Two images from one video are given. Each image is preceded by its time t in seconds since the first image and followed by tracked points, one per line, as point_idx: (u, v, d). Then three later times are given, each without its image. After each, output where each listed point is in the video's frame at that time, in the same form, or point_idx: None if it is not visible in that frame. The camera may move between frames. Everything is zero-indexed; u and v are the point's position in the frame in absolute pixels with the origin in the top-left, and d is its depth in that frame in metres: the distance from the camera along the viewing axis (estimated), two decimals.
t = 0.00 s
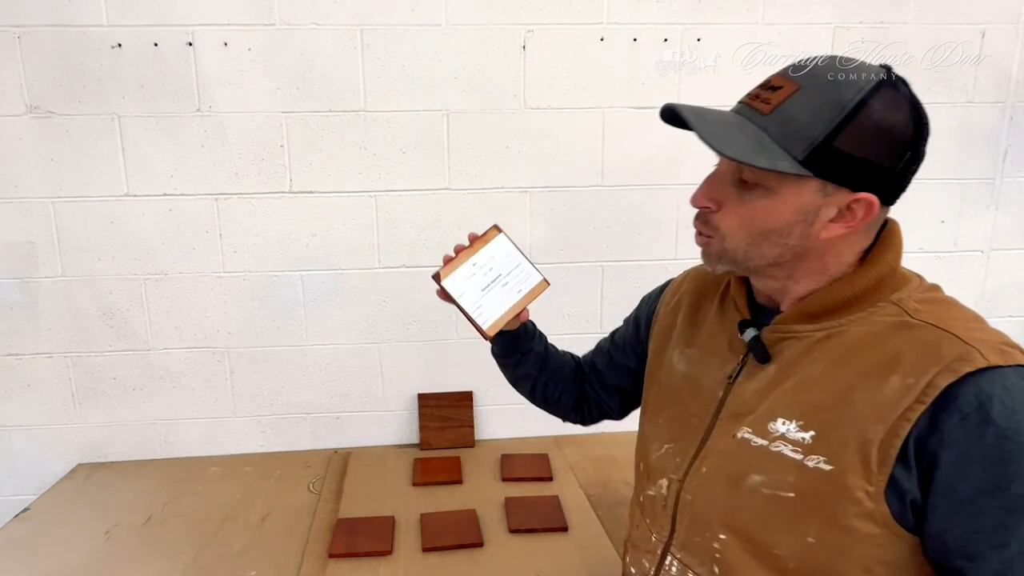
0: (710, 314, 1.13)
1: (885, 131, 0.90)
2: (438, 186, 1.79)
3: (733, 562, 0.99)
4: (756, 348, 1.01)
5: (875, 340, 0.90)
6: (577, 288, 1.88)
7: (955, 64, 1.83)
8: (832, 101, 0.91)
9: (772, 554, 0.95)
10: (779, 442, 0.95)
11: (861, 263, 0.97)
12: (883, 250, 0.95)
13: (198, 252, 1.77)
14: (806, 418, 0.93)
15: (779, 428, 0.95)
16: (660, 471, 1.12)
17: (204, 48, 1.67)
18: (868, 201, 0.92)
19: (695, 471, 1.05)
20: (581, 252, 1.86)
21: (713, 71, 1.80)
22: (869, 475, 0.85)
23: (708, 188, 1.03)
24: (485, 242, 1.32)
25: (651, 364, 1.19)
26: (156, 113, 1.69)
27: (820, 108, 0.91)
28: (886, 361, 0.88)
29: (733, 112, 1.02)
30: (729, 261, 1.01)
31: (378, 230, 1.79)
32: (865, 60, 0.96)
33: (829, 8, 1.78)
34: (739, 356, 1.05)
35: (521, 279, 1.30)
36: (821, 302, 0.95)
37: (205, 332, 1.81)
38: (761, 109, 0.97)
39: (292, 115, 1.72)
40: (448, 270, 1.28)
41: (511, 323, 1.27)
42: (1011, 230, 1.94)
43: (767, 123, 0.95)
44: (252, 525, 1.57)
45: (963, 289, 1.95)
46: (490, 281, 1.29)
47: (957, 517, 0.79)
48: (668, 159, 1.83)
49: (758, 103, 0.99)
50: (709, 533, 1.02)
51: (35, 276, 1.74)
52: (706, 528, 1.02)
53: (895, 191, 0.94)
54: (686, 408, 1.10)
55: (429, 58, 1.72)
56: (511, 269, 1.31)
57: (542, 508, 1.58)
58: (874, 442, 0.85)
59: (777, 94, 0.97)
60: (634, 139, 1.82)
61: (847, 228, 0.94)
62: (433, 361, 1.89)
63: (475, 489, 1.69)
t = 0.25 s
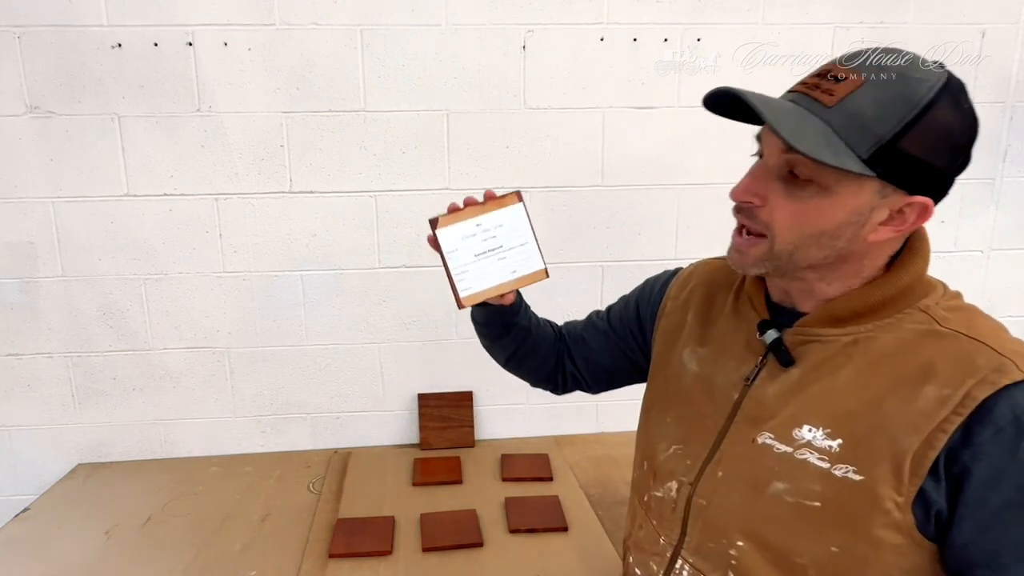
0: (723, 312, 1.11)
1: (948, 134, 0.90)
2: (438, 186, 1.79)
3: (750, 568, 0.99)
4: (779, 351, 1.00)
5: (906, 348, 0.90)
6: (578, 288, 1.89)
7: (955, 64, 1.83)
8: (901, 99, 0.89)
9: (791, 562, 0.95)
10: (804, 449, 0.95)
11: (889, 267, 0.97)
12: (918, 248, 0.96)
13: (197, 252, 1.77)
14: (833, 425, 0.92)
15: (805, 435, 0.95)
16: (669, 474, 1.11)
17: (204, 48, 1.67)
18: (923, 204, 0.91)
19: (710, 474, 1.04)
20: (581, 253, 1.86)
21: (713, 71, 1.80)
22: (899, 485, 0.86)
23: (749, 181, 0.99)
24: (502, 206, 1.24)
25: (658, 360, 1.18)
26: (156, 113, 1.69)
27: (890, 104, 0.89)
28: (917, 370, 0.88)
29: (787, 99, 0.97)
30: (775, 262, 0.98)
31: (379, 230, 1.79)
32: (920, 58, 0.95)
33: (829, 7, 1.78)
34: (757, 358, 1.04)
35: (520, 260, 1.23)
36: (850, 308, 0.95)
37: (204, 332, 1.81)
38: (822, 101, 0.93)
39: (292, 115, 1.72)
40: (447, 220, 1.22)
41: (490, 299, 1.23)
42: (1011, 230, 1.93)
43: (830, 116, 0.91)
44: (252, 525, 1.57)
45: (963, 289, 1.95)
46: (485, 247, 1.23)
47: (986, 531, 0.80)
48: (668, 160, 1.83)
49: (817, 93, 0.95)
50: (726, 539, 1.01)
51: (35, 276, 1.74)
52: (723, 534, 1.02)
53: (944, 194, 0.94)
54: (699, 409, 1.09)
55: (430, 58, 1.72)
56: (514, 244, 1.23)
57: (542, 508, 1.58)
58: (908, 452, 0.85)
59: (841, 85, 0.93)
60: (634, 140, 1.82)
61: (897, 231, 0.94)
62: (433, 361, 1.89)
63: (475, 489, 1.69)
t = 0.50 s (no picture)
0: (734, 313, 1.11)
1: (998, 148, 0.90)
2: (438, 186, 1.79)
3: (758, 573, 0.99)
4: (796, 355, 0.99)
5: (926, 357, 0.91)
6: (579, 289, 1.89)
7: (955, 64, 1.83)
8: (960, 110, 0.88)
9: (802, 567, 0.95)
10: (820, 456, 0.94)
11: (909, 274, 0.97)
12: (941, 255, 0.96)
13: (197, 252, 1.77)
14: (851, 433, 0.92)
15: (821, 441, 0.95)
16: (675, 475, 1.09)
17: (204, 48, 1.67)
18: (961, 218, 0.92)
19: (719, 477, 1.03)
20: (582, 253, 1.86)
21: (713, 71, 1.79)
22: (916, 494, 0.87)
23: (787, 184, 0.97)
24: (508, 192, 1.22)
25: (664, 358, 1.17)
26: (156, 113, 1.69)
27: (949, 113, 0.88)
28: (938, 380, 0.89)
29: (840, 100, 0.95)
30: (810, 270, 0.97)
31: (379, 230, 1.79)
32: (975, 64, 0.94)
33: (829, 7, 1.78)
34: (770, 360, 1.03)
35: (511, 253, 1.21)
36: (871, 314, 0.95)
37: (204, 332, 1.81)
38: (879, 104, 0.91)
39: (292, 115, 1.72)
40: (449, 189, 1.21)
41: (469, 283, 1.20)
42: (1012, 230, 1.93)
43: (887, 122, 0.90)
44: (252, 525, 1.57)
45: (963, 290, 1.95)
46: (478, 230, 1.21)
47: (998, 541, 0.81)
48: (668, 160, 1.83)
49: (873, 95, 0.93)
50: (735, 543, 1.01)
51: (35, 276, 1.74)
52: (731, 537, 1.01)
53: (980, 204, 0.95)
54: (708, 409, 1.08)
55: (430, 58, 1.72)
56: (509, 236, 1.21)
57: (542, 508, 1.58)
58: (928, 462, 0.86)
59: (900, 89, 0.91)
60: (635, 140, 1.82)
61: (931, 243, 0.95)
62: (434, 361, 1.89)
63: (475, 490, 1.69)
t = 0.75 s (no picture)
0: (738, 312, 1.11)
1: (1016, 155, 0.91)
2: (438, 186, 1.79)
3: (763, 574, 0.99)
4: (802, 357, 1.00)
5: (933, 360, 0.91)
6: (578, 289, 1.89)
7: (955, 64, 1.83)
8: (982, 118, 0.88)
9: (807, 568, 0.95)
10: (827, 458, 0.94)
11: (915, 276, 0.98)
12: (947, 258, 0.97)
13: (197, 252, 1.77)
14: (858, 435, 0.93)
15: (828, 443, 0.95)
16: (678, 475, 1.09)
17: (204, 48, 1.67)
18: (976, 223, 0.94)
19: (723, 478, 1.03)
20: (582, 253, 1.86)
21: (713, 71, 1.80)
22: (923, 497, 0.87)
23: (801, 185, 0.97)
24: (490, 184, 1.20)
25: (667, 357, 1.16)
26: (156, 113, 1.69)
27: (970, 120, 0.88)
28: (946, 383, 0.89)
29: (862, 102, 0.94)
30: (821, 271, 0.96)
31: (379, 230, 1.79)
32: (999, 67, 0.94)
33: (829, 7, 1.78)
34: (774, 361, 1.03)
35: (490, 248, 1.18)
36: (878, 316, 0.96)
37: (204, 332, 1.81)
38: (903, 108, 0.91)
39: (292, 115, 1.72)
40: (428, 179, 1.18)
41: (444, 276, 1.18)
42: (1011, 230, 1.93)
43: (909, 126, 0.89)
44: (252, 525, 1.57)
45: (962, 290, 1.95)
46: (457, 222, 1.19)
47: (1002, 545, 0.82)
48: (668, 160, 1.84)
49: (897, 99, 0.92)
50: (739, 544, 1.01)
51: (35, 276, 1.74)
52: (736, 538, 1.01)
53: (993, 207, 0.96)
54: (711, 409, 1.08)
55: (430, 58, 1.72)
56: (489, 230, 1.19)
57: (542, 508, 1.58)
58: (937, 465, 0.86)
59: (925, 94, 0.91)
60: (634, 140, 1.82)
61: (943, 249, 0.95)
62: (434, 361, 1.89)
63: (475, 490, 1.69)
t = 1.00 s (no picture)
0: (737, 312, 1.11)
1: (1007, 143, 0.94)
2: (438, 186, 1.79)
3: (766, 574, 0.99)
4: (803, 357, 0.99)
5: (933, 358, 0.92)
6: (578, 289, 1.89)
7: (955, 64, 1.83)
8: (980, 110, 0.90)
9: (811, 568, 0.95)
10: (830, 458, 0.94)
11: (914, 275, 0.99)
12: (944, 256, 0.98)
13: (197, 252, 1.77)
14: (861, 435, 0.92)
15: (830, 443, 0.95)
16: (680, 476, 1.09)
17: (204, 48, 1.67)
18: (978, 210, 0.96)
19: (725, 478, 1.03)
20: (582, 253, 1.86)
21: (713, 71, 1.80)
22: (926, 496, 0.87)
23: (808, 188, 0.96)
24: (479, 176, 1.20)
25: (667, 357, 1.16)
26: (156, 113, 1.69)
27: (971, 114, 0.89)
28: (947, 382, 0.90)
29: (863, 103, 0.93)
30: (838, 272, 0.95)
31: (379, 230, 1.79)
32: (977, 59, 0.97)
33: (829, 7, 1.78)
34: (775, 361, 1.03)
35: (481, 243, 1.19)
36: (878, 315, 0.96)
37: (204, 332, 1.81)
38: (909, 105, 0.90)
39: (292, 115, 1.72)
40: (415, 175, 1.20)
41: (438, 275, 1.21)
42: (1012, 230, 1.93)
43: (920, 123, 0.89)
44: (252, 525, 1.57)
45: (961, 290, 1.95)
46: (447, 219, 1.21)
47: (1005, 542, 0.82)
48: (668, 160, 1.84)
49: (899, 97, 0.91)
50: (743, 544, 1.01)
51: (35, 276, 1.74)
52: (739, 539, 1.01)
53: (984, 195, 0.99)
54: (712, 410, 1.08)
55: (429, 58, 1.72)
56: (480, 225, 1.20)
57: (542, 508, 1.58)
58: (940, 464, 0.87)
59: (925, 90, 0.91)
60: (634, 140, 1.82)
61: (948, 239, 0.97)
62: (434, 361, 1.89)
63: (475, 490, 1.69)
